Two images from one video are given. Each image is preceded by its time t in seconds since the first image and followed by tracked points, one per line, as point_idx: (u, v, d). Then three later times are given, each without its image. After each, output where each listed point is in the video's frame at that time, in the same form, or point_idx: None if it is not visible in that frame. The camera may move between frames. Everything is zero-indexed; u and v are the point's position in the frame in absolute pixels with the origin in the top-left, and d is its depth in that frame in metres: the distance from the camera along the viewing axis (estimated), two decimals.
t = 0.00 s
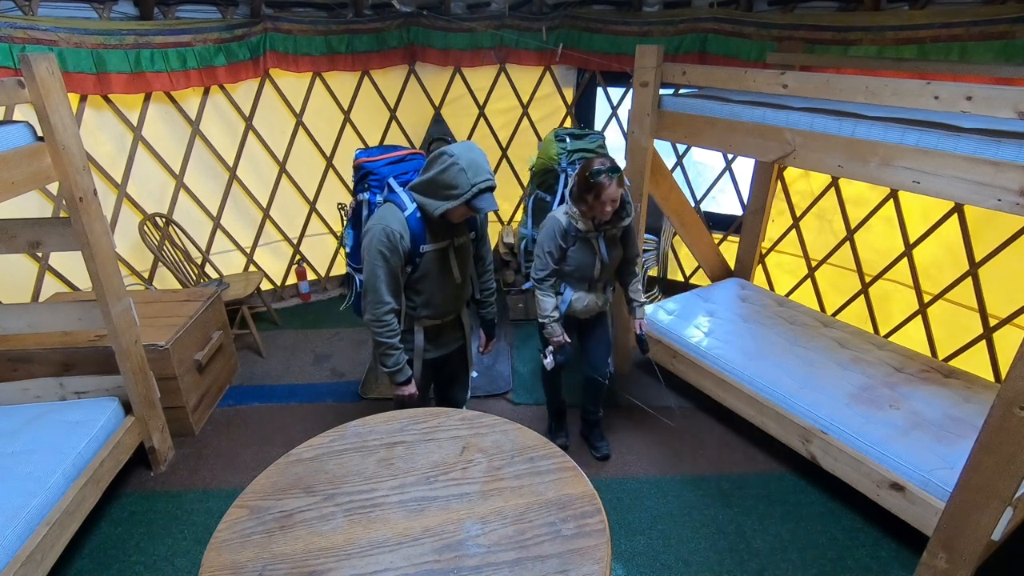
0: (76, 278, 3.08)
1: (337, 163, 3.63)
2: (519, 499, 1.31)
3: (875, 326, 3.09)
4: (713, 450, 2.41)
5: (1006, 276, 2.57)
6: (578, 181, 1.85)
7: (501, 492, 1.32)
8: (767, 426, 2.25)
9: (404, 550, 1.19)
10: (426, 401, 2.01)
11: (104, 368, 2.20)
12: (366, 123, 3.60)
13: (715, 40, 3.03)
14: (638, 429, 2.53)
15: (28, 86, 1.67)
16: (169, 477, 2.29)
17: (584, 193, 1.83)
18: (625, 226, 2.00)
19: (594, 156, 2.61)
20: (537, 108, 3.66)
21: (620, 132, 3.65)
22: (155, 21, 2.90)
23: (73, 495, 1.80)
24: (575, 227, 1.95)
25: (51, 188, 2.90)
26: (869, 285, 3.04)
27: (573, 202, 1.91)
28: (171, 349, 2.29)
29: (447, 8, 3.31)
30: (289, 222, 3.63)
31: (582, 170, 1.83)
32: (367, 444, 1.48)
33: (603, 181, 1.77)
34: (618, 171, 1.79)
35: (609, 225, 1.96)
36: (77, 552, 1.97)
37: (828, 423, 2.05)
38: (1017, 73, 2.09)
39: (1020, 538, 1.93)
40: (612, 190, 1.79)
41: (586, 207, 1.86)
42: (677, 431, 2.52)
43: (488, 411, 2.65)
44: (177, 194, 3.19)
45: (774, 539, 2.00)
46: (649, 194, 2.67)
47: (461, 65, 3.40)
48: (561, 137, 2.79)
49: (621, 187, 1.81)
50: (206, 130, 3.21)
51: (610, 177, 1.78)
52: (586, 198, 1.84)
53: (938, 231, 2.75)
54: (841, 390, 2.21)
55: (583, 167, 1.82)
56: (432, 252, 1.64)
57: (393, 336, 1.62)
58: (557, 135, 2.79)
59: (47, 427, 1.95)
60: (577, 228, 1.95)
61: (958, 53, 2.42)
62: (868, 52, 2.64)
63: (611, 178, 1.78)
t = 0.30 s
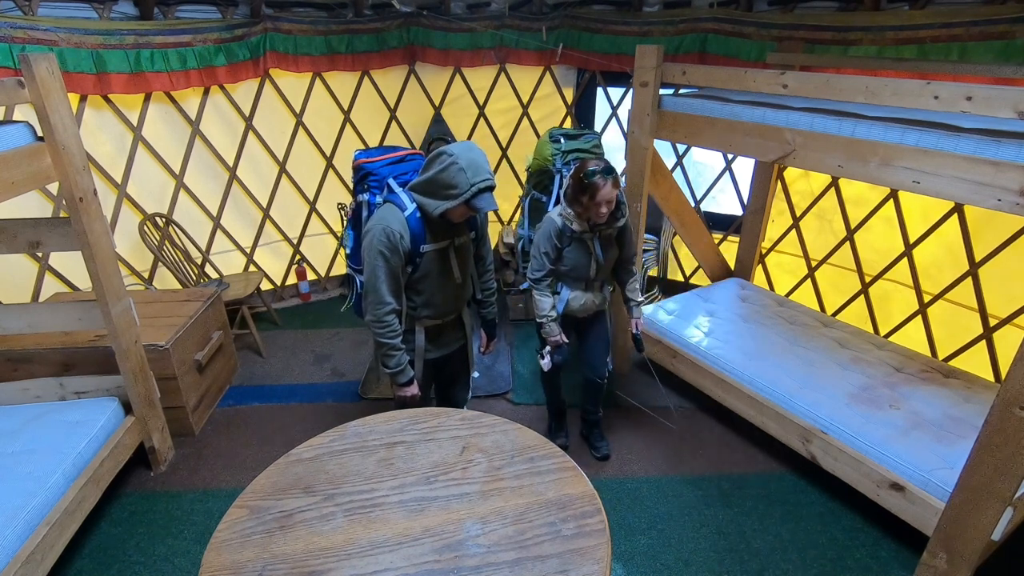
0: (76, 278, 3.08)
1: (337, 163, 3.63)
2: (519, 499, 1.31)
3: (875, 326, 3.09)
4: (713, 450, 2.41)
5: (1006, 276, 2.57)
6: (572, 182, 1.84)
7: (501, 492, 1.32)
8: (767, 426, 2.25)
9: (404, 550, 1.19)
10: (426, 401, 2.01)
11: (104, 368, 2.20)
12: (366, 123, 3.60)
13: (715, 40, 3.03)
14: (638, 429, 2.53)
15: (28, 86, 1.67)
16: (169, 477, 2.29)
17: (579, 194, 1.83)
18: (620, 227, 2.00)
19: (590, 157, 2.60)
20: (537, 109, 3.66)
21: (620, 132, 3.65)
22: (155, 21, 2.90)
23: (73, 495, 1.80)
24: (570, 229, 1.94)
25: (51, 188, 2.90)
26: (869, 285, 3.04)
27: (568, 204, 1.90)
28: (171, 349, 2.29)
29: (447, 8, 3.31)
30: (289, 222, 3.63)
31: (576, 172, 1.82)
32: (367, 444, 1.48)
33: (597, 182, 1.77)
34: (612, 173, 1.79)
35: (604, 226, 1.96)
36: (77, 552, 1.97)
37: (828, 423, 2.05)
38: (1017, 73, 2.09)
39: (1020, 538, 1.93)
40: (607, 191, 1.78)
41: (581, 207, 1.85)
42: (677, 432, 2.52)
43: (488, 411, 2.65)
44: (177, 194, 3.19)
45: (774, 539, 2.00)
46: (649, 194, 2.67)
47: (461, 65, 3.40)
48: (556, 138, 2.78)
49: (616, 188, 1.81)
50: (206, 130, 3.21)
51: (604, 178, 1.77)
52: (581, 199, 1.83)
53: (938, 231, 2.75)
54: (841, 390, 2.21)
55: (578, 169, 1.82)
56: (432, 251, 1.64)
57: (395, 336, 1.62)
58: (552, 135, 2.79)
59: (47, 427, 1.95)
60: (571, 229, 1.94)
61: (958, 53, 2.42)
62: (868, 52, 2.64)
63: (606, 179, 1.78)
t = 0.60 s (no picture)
0: (76, 278, 3.08)
1: (337, 163, 3.63)
2: (519, 499, 1.31)
3: (875, 326, 3.09)
4: (713, 450, 2.41)
5: (1006, 276, 2.57)
6: (571, 186, 1.84)
7: (501, 492, 1.32)
8: (767, 426, 2.25)
9: (404, 550, 1.19)
10: (426, 401, 2.01)
11: (105, 368, 2.20)
12: (366, 123, 3.60)
13: (715, 40, 3.03)
14: (638, 429, 2.53)
15: (28, 86, 1.67)
16: (169, 477, 2.29)
17: (576, 198, 1.83)
18: (619, 230, 2.00)
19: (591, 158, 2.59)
20: (537, 108, 3.67)
21: (620, 132, 3.65)
22: (155, 21, 2.90)
23: (73, 495, 1.80)
24: (568, 231, 1.94)
25: (51, 188, 2.90)
26: (869, 285, 3.04)
27: (566, 206, 1.90)
28: (171, 349, 2.29)
29: (447, 8, 3.31)
30: (289, 222, 3.63)
31: (575, 175, 1.82)
32: (367, 444, 1.48)
33: (595, 186, 1.77)
34: (610, 176, 1.78)
35: (602, 230, 1.96)
36: (77, 552, 1.97)
37: (828, 423, 2.05)
38: (1017, 73, 2.09)
39: (1020, 538, 1.93)
40: (605, 195, 1.78)
41: (579, 211, 1.85)
42: (677, 432, 2.52)
43: (488, 411, 2.65)
44: (177, 194, 3.19)
45: (774, 539, 2.00)
46: (649, 195, 2.67)
47: (461, 65, 3.40)
48: (556, 138, 2.77)
49: (615, 192, 1.80)
50: (206, 130, 3.21)
51: (602, 183, 1.77)
52: (578, 204, 1.83)
53: (937, 231, 2.75)
54: (841, 390, 2.21)
55: (576, 173, 1.82)
56: (433, 251, 1.64)
57: (395, 337, 1.62)
58: (553, 135, 2.78)
59: (47, 427, 1.95)
60: (570, 232, 1.94)
61: (957, 53, 2.42)
62: (868, 52, 2.64)
63: (604, 183, 1.77)
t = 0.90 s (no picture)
0: (77, 278, 3.08)
1: (337, 163, 3.63)
2: (519, 499, 1.31)
3: (875, 326, 3.09)
4: (713, 450, 2.41)
5: (1006, 276, 2.57)
6: (572, 190, 1.84)
7: (501, 492, 1.32)
8: (767, 426, 2.24)
9: (404, 550, 1.19)
10: (426, 401, 2.01)
11: (105, 368, 2.20)
12: (366, 123, 3.60)
13: (715, 40, 3.03)
14: (638, 429, 2.53)
15: (28, 86, 1.67)
16: (169, 477, 2.28)
17: (578, 201, 1.83)
18: (621, 232, 2.00)
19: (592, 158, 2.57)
20: (537, 108, 3.66)
21: (620, 132, 3.65)
22: (155, 21, 2.90)
23: (73, 495, 1.80)
24: (569, 233, 1.94)
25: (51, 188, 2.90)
26: (869, 285, 3.04)
27: (568, 209, 1.90)
28: (171, 349, 2.29)
29: (447, 8, 3.31)
30: (289, 222, 3.63)
31: (576, 178, 1.82)
32: (367, 444, 1.48)
33: (595, 189, 1.76)
34: (611, 179, 1.78)
35: (603, 232, 1.96)
36: (77, 552, 1.98)
37: (828, 423, 2.05)
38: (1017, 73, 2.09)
39: (1020, 538, 1.93)
40: (606, 199, 1.78)
41: (580, 213, 1.85)
42: (677, 432, 2.52)
43: (488, 411, 2.65)
44: (177, 194, 3.19)
45: (774, 539, 2.00)
46: (649, 195, 2.67)
47: (461, 65, 3.40)
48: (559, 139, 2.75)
49: (616, 196, 1.80)
50: (206, 130, 3.21)
51: (603, 186, 1.76)
52: (580, 206, 1.83)
53: (937, 231, 2.75)
54: (841, 390, 2.21)
55: (577, 176, 1.82)
56: (433, 251, 1.64)
57: (395, 337, 1.62)
58: (556, 135, 2.77)
59: (47, 427, 1.95)
60: (571, 234, 1.94)
61: (957, 53, 2.42)
62: (868, 52, 2.64)
63: (605, 187, 1.77)
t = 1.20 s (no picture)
0: (76, 278, 3.08)
1: (337, 163, 3.63)
2: (519, 499, 1.31)
3: (875, 326, 3.09)
4: (713, 450, 2.41)
5: (1006, 276, 2.57)
6: (572, 184, 1.84)
7: (501, 492, 1.32)
8: (767, 426, 2.24)
9: (404, 550, 1.19)
10: (426, 401, 2.01)
11: (105, 368, 2.20)
12: (366, 123, 3.60)
13: (715, 40, 3.03)
14: (638, 429, 2.53)
15: (28, 86, 1.67)
16: (169, 477, 2.28)
17: (578, 197, 1.83)
18: (623, 229, 2.00)
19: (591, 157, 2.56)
20: (537, 109, 3.67)
21: (620, 132, 3.65)
22: (155, 21, 2.90)
23: (73, 495, 1.80)
24: (571, 232, 1.95)
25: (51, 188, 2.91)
26: (869, 285, 3.04)
27: (569, 206, 1.90)
28: (171, 349, 2.29)
29: (447, 8, 3.31)
30: (289, 222, 3.63)
31: (576, 173, 1.82)
32: (367, 444, 1.48)
33: (596, 183, 1.77)
34: (611, 174, 1.79)
35: (605, 228, 1.97)
36: (77, 552, 1.98)
37: (828, 422, 2.05)
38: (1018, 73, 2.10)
39: (1021, 538, 1.93)
40: (606, 192, 1.78)
41: (581, 209, 1.86)
42: (677, 432, 2.52)
43: (488, 411, 2.65)
44: (177, 194, 3.19)
45: (774, 539, 2.00)
46: (649, 194, 2.67)
47: (461, 65, 3.40)
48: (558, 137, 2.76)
49: (615, 189, 1.81)
50: (206, 130, 3.21)
51: (603, 179, 1.77)
52: (580, 202, 1.84)
53: (938, 231, 2.75)
54: (841, 390, 2.21)
55: (577, 171, 1.82)
56: (432, 251, 1.64)
57: (395, 336, 1.62)
58: (554, 135, 2.75)
59: (47, 427, 1.95)
60: (572, 232, 1.95)
61: (957, 53, 2.42)
62: (868, 52, 2.64)
63: (605, 180, 1.78)
